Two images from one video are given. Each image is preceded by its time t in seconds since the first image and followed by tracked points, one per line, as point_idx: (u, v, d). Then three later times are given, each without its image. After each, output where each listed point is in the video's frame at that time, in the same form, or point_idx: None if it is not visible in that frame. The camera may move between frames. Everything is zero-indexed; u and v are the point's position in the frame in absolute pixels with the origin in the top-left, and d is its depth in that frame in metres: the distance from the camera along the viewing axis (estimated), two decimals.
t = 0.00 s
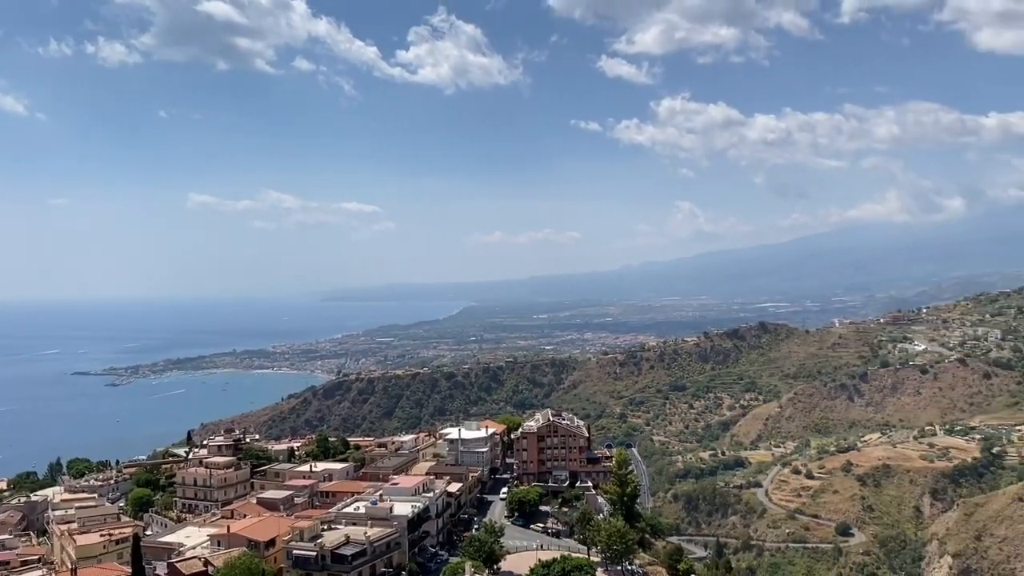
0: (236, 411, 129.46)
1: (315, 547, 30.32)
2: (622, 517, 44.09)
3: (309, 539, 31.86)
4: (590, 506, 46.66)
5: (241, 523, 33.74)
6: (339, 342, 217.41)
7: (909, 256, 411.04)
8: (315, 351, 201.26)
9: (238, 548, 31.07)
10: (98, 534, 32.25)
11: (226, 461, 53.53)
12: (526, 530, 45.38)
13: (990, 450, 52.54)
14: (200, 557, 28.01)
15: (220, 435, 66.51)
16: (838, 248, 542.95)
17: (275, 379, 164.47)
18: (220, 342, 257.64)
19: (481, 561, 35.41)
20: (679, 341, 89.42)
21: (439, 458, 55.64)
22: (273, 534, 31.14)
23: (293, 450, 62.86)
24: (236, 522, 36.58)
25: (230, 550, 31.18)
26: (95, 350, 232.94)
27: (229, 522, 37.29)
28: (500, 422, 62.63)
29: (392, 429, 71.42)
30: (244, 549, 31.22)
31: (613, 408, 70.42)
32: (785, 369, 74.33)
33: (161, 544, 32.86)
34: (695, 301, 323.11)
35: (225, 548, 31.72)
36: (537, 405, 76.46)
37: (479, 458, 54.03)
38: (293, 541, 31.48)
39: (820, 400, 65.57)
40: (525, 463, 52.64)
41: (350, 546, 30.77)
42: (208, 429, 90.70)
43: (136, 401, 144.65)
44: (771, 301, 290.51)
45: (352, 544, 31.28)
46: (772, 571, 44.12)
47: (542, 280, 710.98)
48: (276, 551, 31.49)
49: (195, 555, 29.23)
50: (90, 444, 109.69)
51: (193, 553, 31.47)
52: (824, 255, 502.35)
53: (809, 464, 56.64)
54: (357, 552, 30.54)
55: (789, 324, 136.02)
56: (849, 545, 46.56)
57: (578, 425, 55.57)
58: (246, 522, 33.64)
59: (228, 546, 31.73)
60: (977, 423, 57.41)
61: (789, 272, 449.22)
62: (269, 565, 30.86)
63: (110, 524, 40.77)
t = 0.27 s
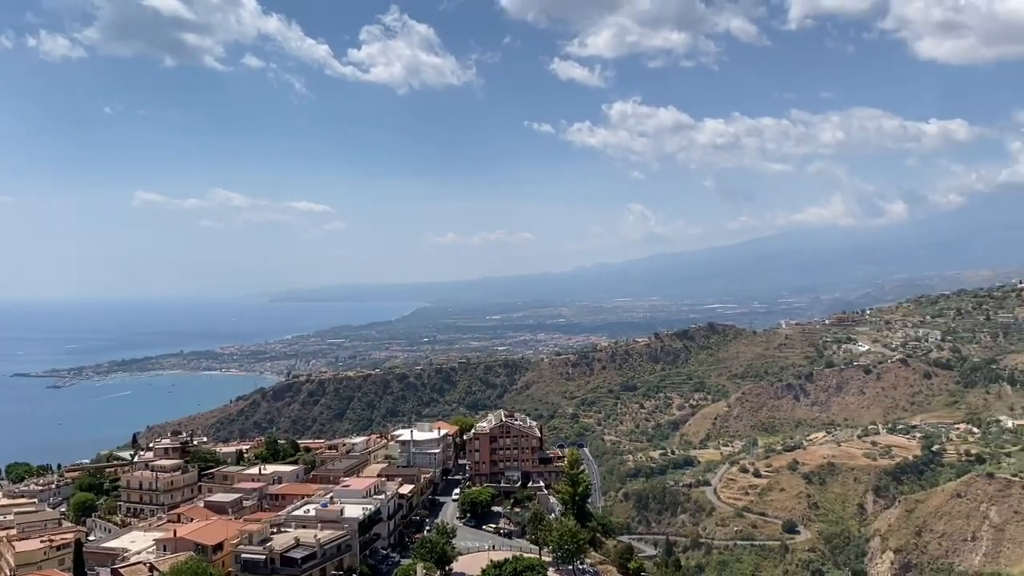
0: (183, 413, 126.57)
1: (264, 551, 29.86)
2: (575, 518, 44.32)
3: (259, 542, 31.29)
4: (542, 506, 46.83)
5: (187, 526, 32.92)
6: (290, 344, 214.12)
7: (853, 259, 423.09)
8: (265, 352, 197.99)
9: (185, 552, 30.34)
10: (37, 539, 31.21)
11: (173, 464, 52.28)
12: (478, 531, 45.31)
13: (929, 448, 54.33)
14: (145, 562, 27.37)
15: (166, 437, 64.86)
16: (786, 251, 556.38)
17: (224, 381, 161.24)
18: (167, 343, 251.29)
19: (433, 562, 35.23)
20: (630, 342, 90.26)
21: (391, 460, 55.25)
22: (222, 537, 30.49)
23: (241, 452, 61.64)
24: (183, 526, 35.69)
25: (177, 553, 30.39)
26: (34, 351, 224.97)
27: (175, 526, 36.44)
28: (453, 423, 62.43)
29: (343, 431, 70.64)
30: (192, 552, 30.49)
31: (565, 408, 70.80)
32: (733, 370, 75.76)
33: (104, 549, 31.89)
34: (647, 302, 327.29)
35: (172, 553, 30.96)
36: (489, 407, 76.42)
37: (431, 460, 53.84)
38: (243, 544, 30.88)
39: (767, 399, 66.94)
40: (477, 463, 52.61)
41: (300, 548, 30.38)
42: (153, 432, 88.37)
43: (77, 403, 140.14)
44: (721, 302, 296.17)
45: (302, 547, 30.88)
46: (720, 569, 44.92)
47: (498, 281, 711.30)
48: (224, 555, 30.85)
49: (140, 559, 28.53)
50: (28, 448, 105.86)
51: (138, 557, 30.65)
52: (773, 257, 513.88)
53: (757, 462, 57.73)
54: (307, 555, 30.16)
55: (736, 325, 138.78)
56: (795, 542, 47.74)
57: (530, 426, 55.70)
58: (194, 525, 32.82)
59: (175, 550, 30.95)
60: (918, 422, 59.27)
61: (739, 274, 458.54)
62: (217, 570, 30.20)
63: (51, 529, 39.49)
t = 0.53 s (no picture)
0: (124, 416, 123.21)
1: (211, 555, 29.21)
2: (526, 518, 44.42)
3: (205, 545, 30.49)
4: (494, 506, 46.84)
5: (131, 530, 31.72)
6: (238, 344, 210.33)
7: (802, 260, 433.68)
8: (212, 353, 194.13)
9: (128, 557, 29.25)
10: None
11: (116, 467, 50.83)
12: (429, 532, 45.04)
13: (872, 446, 55.78)
14: (86, 568, 26.55)
15: (109, 440, 62.99)
16: (736, 252, 568.10)
17: (168, 382, 157.53)
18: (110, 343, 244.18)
19: (383, 565, 34.88)
20: (582, 342, 90.81)
21: (341, 462, 54.60)
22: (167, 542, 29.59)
23: (188, 454, 60.23)
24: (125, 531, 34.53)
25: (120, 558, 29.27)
26: None
27: (117, 532, 35.35)
28: (404, 424, 61.99)
29: (292, 433, 69.63)
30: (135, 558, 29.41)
31: (517, 408, 70.94)
32: (683, 369, 76.83)
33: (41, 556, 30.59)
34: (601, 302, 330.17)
35: (114, 558, 29.79)
36: (441, 407, 76.17)
37: (382, 461, 53.43)
38: (189, 548, 30.05)
39: (716, 399, 67.98)
40: (428, 465, 52.39)
41: (248, 552, 29.82)
42: (94, 435, 85.68)
43: (13, 406, 135.21)
44: (671, 302, 300.77)
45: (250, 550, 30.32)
46: (669, 569, 45.50)
47: (455, 280, 709.58)
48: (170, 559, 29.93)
49: (81, 565, 27.64)
50: None
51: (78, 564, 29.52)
52: (725, 258, 523.53)
53: (705, 461, 58.61)
54: (256, 558, 29.65)
55: (685, 325, 140.83)
56: (743, 539, 48.58)
57: (483, 426, 55.67)
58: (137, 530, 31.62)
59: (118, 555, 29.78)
60: (861, 420, 60.93)
61: (691, 274, 466.11)
62: None
63: None
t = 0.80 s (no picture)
0: (65, 417, 120.02)
1: (158, 558, 28.19)
2: (479, 518, 44.34)
3: (152, 548, 29.24)
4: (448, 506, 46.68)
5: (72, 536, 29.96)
6: (187, 344, 206.61)
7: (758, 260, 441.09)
8: (159, 353, 190.37)
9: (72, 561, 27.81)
10: None
11: (59, 470, 49.43)
12: (381, 533, 44.72)
13: (819, 444, 56.78)
14: None
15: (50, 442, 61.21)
16: (692, 252, 576.46)
17: (113, 383, 153.93)
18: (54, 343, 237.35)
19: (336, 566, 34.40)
20: (536, 341, 91.00)
21: (291, 463, 53.97)
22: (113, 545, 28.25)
23: (133, 456, 58.84)
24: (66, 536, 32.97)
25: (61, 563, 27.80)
26: None
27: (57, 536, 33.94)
28: (356, 424, 61.44)
29: (242, 434, 68.57)
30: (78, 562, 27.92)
31: (471, 408, 70.85)
32: (636, 369, 77.49)
33: None
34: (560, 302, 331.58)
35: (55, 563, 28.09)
36: (394, 408, 75.76)
37: (333, 462, 52.89)
38: (135, 552, 28.73)
39: (668, 397, 68.73)
40: (381, 465, 52.03)
41: (196, 555, 28.98)
42: (33, 437, 83.15)
43: None
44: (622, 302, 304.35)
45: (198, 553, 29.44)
46: (619, 568, 45.81)
47: (414, 279, 706.56)
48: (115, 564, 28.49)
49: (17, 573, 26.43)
50: None
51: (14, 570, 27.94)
52: (681, 259, 530.63)
53: (657, 459, 59.11)
54: (204, 561, 28.81)
55: (637, 325, 142.18)
56: (693, 537, 49.07)
57: (436, 426, 55.43)
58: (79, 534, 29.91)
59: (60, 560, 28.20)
60: (808, 418, 62.09)
61: (649, 274, 471.33)
62: None
63: None
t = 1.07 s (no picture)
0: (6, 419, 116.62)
1: (106, 562, 27.25)
2: (434, 518, 44.14)
3: (99, 553, 28.32)
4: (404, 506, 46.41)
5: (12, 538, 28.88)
6: (136, 343, 202.35)
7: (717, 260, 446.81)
8: (108, 352, 186.15)
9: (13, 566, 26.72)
10: None
11: (2, 473, 47.99)
12: (335, 534, 44.33)
13: (770, 442, 57.68)
14: None
15: None
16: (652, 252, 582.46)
17: (58, 383, 150.00)
18: None
19: (289, 567, 33.85)
20: (493, 341, 91.04)
21: (244, 464, 53.20)
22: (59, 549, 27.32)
23: (80, 458, 57.44)
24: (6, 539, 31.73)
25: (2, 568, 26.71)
26: None
27: None
28: (310, 425, 60.83)
29: (193, 435, 67.49)
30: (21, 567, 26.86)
31: (426, 408, 70.64)
32: (591, 368, 78.00)
33: None
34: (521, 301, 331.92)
35: None
36: (348, 408, 75.27)
37: (286, 462, 52.27)
38: (81, 555, 27.83)
39: (623, 396, 69.33)
40: (335, 466, 51.58)
41: (146, 559, 28.10)
42: None
43: None
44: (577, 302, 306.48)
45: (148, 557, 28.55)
46: (574, 567, 45.99)
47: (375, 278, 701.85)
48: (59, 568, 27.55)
49: None
50: None
51: None
52: (641, 258, 535.83)
53: (612, 458, 59.48)
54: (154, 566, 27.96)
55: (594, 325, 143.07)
56: (647, 534, 49.40)
57: (391, 426, 55.11)
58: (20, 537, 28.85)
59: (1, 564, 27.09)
60: (759, 417, 63.08)
61: (610, 274, 474.80)
62: None
63: None
